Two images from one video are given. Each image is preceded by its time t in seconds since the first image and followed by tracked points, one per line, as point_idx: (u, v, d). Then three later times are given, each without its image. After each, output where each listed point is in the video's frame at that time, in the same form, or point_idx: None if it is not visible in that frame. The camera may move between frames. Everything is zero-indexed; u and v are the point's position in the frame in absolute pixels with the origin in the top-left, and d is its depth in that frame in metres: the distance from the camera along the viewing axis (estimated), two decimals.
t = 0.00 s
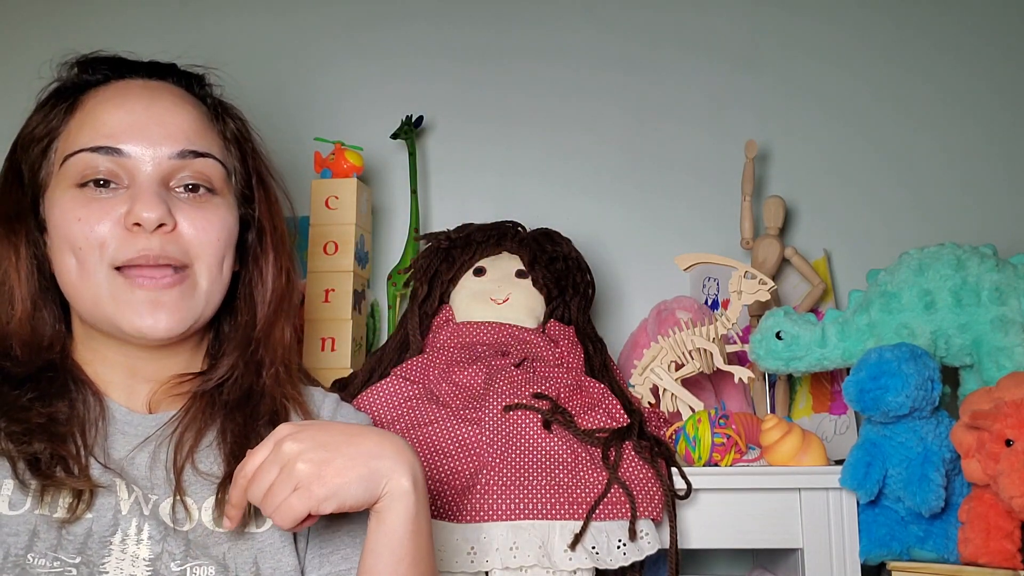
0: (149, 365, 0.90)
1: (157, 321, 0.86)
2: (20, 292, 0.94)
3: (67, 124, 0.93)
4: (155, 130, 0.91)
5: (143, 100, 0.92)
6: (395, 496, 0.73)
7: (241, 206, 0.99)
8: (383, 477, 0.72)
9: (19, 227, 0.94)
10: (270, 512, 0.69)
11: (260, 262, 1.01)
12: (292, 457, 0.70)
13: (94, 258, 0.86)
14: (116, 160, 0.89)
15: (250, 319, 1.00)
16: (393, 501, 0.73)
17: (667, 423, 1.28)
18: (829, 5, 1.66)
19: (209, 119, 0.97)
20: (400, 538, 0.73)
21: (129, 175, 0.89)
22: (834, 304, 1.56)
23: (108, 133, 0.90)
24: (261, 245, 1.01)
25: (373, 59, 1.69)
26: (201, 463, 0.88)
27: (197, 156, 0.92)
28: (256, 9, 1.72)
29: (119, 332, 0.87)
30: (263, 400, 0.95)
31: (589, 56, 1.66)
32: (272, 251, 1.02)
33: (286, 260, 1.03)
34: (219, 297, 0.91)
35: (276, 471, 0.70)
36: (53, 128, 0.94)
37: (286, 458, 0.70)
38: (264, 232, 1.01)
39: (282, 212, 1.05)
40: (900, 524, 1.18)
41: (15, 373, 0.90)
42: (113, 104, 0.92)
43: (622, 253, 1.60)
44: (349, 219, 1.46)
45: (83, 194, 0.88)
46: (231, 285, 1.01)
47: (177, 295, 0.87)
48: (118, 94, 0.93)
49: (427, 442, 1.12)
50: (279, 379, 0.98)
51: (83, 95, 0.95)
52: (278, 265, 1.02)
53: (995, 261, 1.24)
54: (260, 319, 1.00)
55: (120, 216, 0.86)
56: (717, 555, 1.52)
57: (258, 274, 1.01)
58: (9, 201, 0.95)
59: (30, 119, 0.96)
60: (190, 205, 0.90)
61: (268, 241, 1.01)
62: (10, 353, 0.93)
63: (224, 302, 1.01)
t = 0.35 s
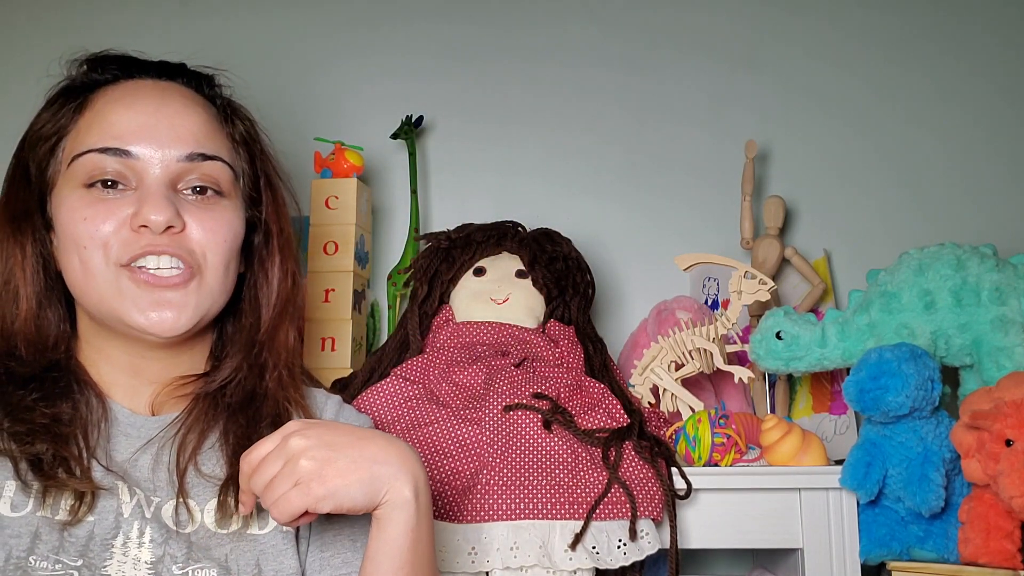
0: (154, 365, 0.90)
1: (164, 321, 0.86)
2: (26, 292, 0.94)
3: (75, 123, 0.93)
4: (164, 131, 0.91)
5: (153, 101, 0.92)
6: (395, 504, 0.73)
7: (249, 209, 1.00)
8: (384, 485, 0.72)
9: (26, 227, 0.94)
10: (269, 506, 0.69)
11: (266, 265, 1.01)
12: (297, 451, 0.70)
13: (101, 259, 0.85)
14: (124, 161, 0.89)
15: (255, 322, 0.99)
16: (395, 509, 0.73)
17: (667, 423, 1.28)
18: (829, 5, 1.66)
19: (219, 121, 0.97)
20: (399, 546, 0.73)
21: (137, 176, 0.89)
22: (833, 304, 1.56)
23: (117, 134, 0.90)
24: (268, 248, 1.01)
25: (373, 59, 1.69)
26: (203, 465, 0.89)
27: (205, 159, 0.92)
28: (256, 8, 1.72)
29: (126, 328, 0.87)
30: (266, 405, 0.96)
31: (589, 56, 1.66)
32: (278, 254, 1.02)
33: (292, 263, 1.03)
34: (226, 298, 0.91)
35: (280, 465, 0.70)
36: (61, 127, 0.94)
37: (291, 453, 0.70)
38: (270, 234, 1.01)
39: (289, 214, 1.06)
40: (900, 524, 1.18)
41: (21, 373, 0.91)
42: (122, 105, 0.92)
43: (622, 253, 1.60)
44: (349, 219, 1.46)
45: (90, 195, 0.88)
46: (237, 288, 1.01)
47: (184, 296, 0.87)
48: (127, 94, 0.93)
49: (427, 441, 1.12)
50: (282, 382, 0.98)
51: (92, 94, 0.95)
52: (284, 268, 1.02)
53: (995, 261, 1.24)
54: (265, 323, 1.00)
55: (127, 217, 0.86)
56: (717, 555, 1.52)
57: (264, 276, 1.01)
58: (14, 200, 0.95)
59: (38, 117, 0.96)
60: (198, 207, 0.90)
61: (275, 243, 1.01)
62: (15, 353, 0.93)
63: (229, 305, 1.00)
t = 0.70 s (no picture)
0: (156, 366, 0.90)
1: (153, 320, 0.85)
2: (32, 285, 0.95)
3: (86, 120, 0.94)
4: (173, 133, 0.91)
5: (164, 103, 0.93)
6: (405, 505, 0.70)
7: (255, 214, 0.99)
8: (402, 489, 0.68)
9: (34, 222, 0.95)
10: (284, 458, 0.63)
11: (272, 269, 1.01)
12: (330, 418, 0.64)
13: (101, 257, 0.85)
14: (131, 160, 0.89)
15: (258, 326, 1.00)
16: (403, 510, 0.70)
17: (667, 423, 1.28)
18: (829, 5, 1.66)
19: (229, 125, 0.97)
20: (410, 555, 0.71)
21: (143, 176, 0.89)
22: (833, 304, 1.56)
23: (126, 133, 0.91)
24: (274, 253, 1.01)
25: (373, 59, 1.69)
26: (205, 467, 0.89)
27: (211, 161, 0.92)
28: (256, 8, 1.72)
29: (115, 323, 0.86)
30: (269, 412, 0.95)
31: (589, 56, 1.66)
32: (285, 260, 1.02)
33: (299, 269, 1.03)
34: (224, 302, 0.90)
35: (321, 440, 0.63)
36: (72, 123, 0.94)
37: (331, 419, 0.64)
38: (277, 239, 1.01)
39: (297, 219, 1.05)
40: (900, 524, 1.18)
41: (25, 367, 0.91)
42: (133, 104, 0.92)
43: (623, 253, 1.60)
44: (349, 218, 1.46)
45: (95, 192, 0.88)
46: (242, 291, 1.02)
47: (182, 298, 0.86)
48: (139, 94, 0.94)
49: (427, 442, 1.12)
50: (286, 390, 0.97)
51: (105, 92, 0.95)
52: (290, 274, 1.02)
53: (995, 261, 1.24)
54: (270, 328, 1.00)
55: (129, 216, 0.86)
56: (717, 555, 1.52)
57: (269, 281, 1.01)
58: (22, 194, 0.95)
59: (50, 113, 0.96)
60: (201, 209, 0.90)
61: (281, 249, 1.01)
62: (19, 347, 0.93)
63: (232, 305, 1.01)
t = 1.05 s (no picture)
0: (162, 372, 0.91)
1: (171, 338, 0.87)
2: (44, 293, 0.94)
3: (97, 127, 0.93)
4: (183, 143, 0.90)
5: (174, 111, 0.92)
6: (347, 538, 0.75)
7: (266, 219, 1.00)
8: (330, 522, 0.75)
9: (45, 227, 0.94)
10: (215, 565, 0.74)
11: (283, 274, 1.02)
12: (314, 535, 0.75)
13: (115, 270, 0.86)
14: (142, 171, 0.89)
15: (270, 332, 1.01)
16: (348, 543, 0.75)
17: (667, 423, 1.28)
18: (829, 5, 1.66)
19: (241, 130, 0.96)
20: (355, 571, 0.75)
21: (155, 187, 0.89)
22: (833, 304, 1.56)
23: (137, 142, 0.90)
24: (286, 257, 1.01)
25: (373, 59, 1.69)
26: (211, 473, 0.89)
27: (224, 170, 0.91)
28: (255, 8, 1.72)
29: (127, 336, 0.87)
30: (277, 416, 0.95)
31: (589, 55, 1.66)
32: (297, 264, 1.02)
33: (311, 273, 1.03)
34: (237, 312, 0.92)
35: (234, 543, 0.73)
36: (84, 129, 0.93)
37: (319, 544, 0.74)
38: (289, 244, 1.02)
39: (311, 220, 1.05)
40: (900, 524, 1.19)
41: (36, 378, 0.91)
42: (144, 113, 0.91)
43: (623, 253, 1.60)
44: (349, 218, 1.46)
45: (107, 204, 0.88)
46: (255, 295, 1.03)
47: (195, 313, 0.88)
48: (148, 102, 0.92)
49: (427, 442, 1.14)
50: (297, 397, 0.97)
51: (114, 99, 0.94)
52: (301, 279, 1.02)
53: (995, 261, 1.24)
54: (281, 330, 1.00)
55: (143, 228, 0.87)
56: (717, 555, 1.52)
57: (281, 283, 1.02)
58: (33, 199, 0.95)
59: (61, 118, 0.95)
60: (214, 219, 0.90)
61: (294, 253, 1.02)
62: (29, 357, 0.93)
63: (246, 310, 1.02)
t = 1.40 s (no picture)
0: (160, 375, 0.91)
1: (168, 346, 0.87)
2: (54, 288, 0.95)
3: (116, 129, 0.93)
4: (202, 156, 0.90)
5: (195, 123, 0.91)
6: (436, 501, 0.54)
7: (278, 233, 0.99)
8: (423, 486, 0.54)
9: (59, 223, 0.94)
10: None
11: (290, 285, 1.01)
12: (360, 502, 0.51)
13: (120, 276, 0.87)
14: (157, 181, 0.88)
15: (274, 349, 1.00)
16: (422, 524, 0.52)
17: (667, 423, 1.28)
18: (829, 5, 1.66)
19: (261, 145, 0.96)
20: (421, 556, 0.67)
21: (168, 198, 0.88)
22: (834, 304, 1.56)
23: (155, 152, 0.89)
24: (295, 272, 1.01)
25: (373, 59, 1.69)
26: (206, 477, 0.89)
27: (239, 187, 0.91)
28: (255, 8, 1.72)
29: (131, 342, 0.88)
30: (278, 425, 0.95)
31: (589, 55, 1.66)
32: (306, 278, 1.02)
33: (321, 288, 1.03)
34: (238, 326, 0.92)
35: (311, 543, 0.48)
36: (103, 129, 0.93)
37: (413, 488, 0.54)
38: (300, 259, 1.02)
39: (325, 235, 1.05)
40: (900, 524, 1.18)
41: (43, 377, 0.91)
42: (164, 121, 0.91)
43: (623, 253, 1.60)
44: (349, 219, 1.46)
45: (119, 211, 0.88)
46: (261, 305, 1.02)
47: (198, 326, 0.89)
48: (170, 110, 0.92)
49: (428, 441, 1.12)
50: (300, 411, 0.96)
51: (136, 102, 0.94)
52: (310, 293, 1.02)
53: (995, 261, 1.24)
54: (286, 346, 1.00)
55: (152, 239, 0.87)
56: (717, 555, 1.52)
57: (288, 294, 1.01)
58: (47, 195, 0.95)
59: (81, 114, 0.95)
60: (224, 234, 0.90)
61: (304, 268, 1.02)
62: (41, 353, 0.94)
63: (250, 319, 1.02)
